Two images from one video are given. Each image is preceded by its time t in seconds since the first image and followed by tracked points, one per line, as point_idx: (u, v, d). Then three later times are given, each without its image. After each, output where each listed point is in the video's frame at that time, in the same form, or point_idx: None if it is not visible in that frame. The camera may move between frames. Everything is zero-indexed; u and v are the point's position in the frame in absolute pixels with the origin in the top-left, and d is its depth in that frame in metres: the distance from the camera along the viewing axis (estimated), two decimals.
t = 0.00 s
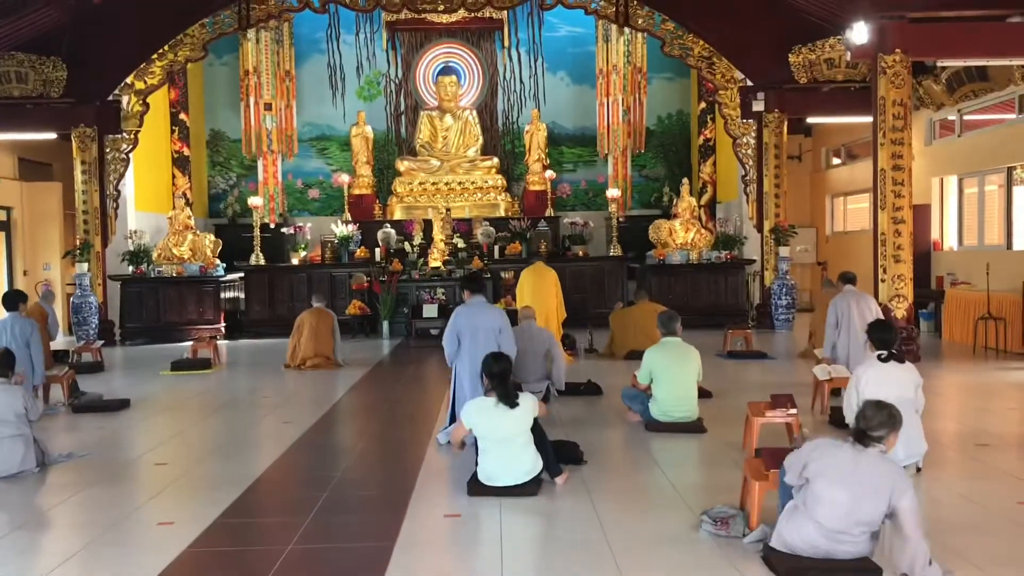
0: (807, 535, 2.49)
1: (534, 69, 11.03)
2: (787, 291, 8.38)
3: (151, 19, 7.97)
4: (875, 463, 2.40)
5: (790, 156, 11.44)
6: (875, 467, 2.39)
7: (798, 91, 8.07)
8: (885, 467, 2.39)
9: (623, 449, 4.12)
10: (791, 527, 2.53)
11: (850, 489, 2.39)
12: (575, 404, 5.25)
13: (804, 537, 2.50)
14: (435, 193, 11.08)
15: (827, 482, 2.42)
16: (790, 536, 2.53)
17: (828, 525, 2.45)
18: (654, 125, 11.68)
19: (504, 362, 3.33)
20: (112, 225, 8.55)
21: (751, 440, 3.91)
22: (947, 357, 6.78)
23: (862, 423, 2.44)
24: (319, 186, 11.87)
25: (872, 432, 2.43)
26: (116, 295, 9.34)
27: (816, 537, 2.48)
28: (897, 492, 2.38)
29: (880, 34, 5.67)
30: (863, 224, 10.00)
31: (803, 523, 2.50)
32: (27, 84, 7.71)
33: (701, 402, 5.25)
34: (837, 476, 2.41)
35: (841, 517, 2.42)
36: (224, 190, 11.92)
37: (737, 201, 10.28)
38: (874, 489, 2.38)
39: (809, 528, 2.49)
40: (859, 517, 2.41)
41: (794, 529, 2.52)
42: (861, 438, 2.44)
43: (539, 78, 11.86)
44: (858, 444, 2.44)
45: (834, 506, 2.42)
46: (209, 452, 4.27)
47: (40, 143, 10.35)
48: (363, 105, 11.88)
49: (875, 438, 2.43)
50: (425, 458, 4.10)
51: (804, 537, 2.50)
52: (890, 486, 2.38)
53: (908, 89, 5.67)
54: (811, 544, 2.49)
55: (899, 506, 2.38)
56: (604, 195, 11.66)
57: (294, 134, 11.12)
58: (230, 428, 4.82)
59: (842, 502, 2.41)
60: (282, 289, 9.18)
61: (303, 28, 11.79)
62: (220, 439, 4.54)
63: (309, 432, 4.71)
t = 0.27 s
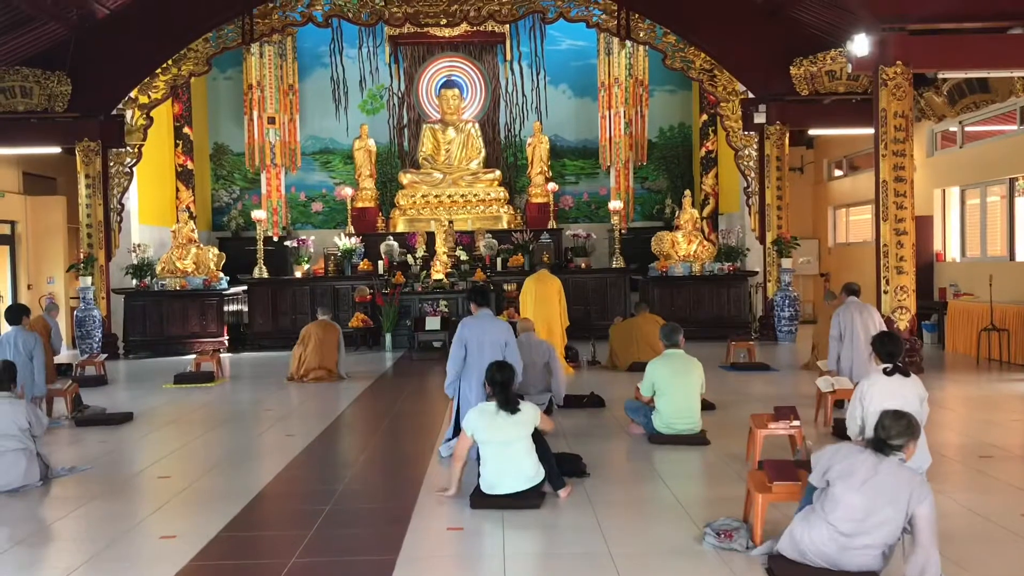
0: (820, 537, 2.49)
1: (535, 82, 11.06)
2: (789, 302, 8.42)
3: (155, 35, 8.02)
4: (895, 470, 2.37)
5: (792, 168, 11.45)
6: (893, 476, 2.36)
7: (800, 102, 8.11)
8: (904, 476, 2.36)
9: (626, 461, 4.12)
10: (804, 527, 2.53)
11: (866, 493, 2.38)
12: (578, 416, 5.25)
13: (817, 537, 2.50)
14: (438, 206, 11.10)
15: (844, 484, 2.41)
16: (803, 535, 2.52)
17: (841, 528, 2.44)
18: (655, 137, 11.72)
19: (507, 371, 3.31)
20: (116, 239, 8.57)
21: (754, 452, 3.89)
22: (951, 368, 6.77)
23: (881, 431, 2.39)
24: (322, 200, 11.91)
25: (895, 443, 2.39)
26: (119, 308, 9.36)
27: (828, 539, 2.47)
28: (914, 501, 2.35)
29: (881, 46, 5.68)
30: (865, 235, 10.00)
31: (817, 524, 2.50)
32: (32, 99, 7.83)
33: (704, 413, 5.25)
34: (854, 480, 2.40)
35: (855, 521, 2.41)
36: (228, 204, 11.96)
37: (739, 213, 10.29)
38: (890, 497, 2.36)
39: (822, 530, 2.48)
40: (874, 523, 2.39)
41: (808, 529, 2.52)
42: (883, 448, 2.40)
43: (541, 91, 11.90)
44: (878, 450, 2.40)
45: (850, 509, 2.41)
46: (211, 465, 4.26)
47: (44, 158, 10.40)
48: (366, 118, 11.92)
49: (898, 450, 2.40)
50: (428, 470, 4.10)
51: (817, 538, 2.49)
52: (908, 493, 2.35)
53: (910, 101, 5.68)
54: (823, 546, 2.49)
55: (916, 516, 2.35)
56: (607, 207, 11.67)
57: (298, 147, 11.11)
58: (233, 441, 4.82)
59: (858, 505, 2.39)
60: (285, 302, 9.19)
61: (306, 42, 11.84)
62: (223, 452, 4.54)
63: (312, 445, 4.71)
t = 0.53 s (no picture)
0: (824, 540, 2.46)
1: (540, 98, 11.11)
2: (795, 318, 8.45)
3: (162, 54, 8.09)
4: (899, 473, 2.35)
5: (796, 183, 11.46)
6: (896, 480, 2.35)
7: (804, 117, 8.09)
8: (909, 479, 2.35)
9: (631, 477, 4.11)
10: (811, 533, 2.52)
11: (868, 493, 2.37)
12: (584, 432, 5.24)
13: (821, 542, 2.47)
14: (443, 223, 11.13)
15: (850, 484, 2.42)
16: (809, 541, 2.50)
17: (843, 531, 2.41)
18: (659, 153, 11.76)
19: (504, 384, 3.35)
20: (122, 256, 8.61)
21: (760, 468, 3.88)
22: (957, 383, 6.74)
23: (889, 438, 2.39)
24: (328, 216, 11.95)
25: (905, 452, 2.38)
26: (125, 325, 9.38)
27: (831, 542, 2.44)
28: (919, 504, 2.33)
29: (883, 62, 5.70)
30: (870, 250, 10.00)
31: (822, 527, 2.48)
32: (39, 117, 7.84)
33: (710, 429, 5.24)
34: (859, 480, 2.40)
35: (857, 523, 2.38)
36: (234, 221, 12.01)
37: (744, 228, 10.30)
38: (891, 498, 2.34)
39: (827, 534, 2.45)
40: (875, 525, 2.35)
41: (813, 535, 2.50)
42: (894, 459, 2.39)
43: (545, 108, 11.95)
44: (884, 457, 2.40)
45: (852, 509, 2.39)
46: (216, 482, 4.26)
47: (51, 176, 10.47)
48: (371, 135, 11.98)
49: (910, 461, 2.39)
50: (433, 487, 4.10)
51: (821, 542, 2.47)
52: (911, 495, 2.33)
53: (913, 116, 5.69)
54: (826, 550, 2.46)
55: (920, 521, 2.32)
56: (611, 223, 11.69)
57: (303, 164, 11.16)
58: (238, 458, 4.82)
59: (859, 506, 2.38)
60: (291, 318, 9.20)
61: (312, 60, 11.92)
62: (228, 469, 4.53)
63: (317, 462, 4.70)
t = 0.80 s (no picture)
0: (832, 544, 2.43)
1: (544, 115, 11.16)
2: (800, 333, 8.40)
3: (167, 72, 8.14)
4: (912, 479, 2.35)
5: (801, 200, 11.46)
6: (909, 486, 2.34)
7: (808, 134, 8.11)
8: (923, 487, 2.34)
9: (637, 494, 4.09)
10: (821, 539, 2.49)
11: (881, 497, 2.36)
12: (589, 449, 5.22)
13: (829, 546, 2.44)
14: (447, 239, 11.14)
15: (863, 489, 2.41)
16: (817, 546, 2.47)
17: (852, 534, 2.38)
18: (664, 169, 11.77)
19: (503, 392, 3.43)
20: (128, 273, 8.63)
21: (767, 484, 3.86)
22: (964, 399, 6.71)
23: (905, 448, 2.40)
24: (333, 233, 11.98)
25: (923, 463, 2.38)
26: (130, 342, 9.39)
27: (840, 546, 2.41)
28: (931, 510, 2.32)
29: (887, 78, 5.71)
30: (876, 266, 9.98)
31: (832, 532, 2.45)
32: (46, 135, 7.98)
33: (716, 446, 5.21)
34: (873, 483, 2.40)
35: (867, 526, 2.36)
36: (239, 238, 12.04)
37: (749, 244, 10.29)
38: (903, 499, 2.33)
39: (836, 538, 2.43)
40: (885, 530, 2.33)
41: (822, 542, 2.46)
42: (912, 470, 2.39)
43: (550, 125, 11.99)
44: (898, 467, 2.41)
45: (864, 512, 2.37)
46: (221, 499, 4.25)
47: (58, 193, 10.52)
48: (376, 152, 12.02)
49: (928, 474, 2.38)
50: (437, 505, 4.08)
51: (830, 547, 2.44)
52: (922, 501, 2.32)
53: (918, 132, 5.69)
54: (835, 554, 2.42)
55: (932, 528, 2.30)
56: (616, 239, 11.69)
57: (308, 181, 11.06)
58: (243, 475, 4.81)
59: (870, 505, 2.36)
60: (296, 335, 9.20)
61: (318, 78, 11.99)
62: (232, 487, 4.52)
63: (321, 479, 4.69)
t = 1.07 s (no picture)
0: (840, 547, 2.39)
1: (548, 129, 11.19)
2: (805, 347, 8.39)
3: (173, 87, 8.17)
4: (930, 490, 2.35)
5: (805, 213, 11.46)
6: (927, 496, 2.33)
7: (812, 147, 8.15)
8: (937, 496, 2.34)
9: (642, 509, 4.07)
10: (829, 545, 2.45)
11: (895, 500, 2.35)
12: (594, 463, 5.20)
13: (837, 549, 2.40)
14: (452, 252, 11.15)
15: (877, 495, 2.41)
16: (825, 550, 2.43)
17: (862, 535, 2.35)
18: (668, 183, 11.79)
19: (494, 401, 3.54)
20: (132, 287, 8.64)
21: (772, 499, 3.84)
22: (970, 414, 6.68)
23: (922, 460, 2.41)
24: (337, 247, 12.00)
25: (942, 481, 2.37)
26: (134, 355, 9.40)
27: (848, 548, 2.37)
28: (943, 519, 2.31)
29: (891, 93, 5.72)
30: (880, 280, 9.96)
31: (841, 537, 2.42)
32: (52, 149, 8.00)
33: (721, 460, 5.19)
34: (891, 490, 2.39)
35: (878, 528, 2.33)
36: (244, 252, 12.07)
37: (753, 258, 10.29)
38: (920, 505, 2.32)
39: (844, 541, 2.39)
40: (897, 533, 2.30)
41: (831, 546, 2.43)
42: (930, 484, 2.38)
43: (554, 139, 12.03)
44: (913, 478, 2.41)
45: (876, 514, 2.35)
46: (225, 513, 4.24)
47: (64, 207, 10.57)
48: (381, 166, 12.06)
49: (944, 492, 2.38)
50: (440, 519, 4.06)
51: (837, 550, 2.40)
52: (936, 508, 2.31)
53: (922, 146, 5.68)
54: (841, 557, 2.38)
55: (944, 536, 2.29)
56: (620, 253, 11.69)
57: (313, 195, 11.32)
58: (246, 489, 4.80)
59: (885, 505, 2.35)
60: (300, 348, 9.20)
61: (323, 92, 12.03)
62: (235, 501, 4.51)
63: (325, 493, 4.68)
